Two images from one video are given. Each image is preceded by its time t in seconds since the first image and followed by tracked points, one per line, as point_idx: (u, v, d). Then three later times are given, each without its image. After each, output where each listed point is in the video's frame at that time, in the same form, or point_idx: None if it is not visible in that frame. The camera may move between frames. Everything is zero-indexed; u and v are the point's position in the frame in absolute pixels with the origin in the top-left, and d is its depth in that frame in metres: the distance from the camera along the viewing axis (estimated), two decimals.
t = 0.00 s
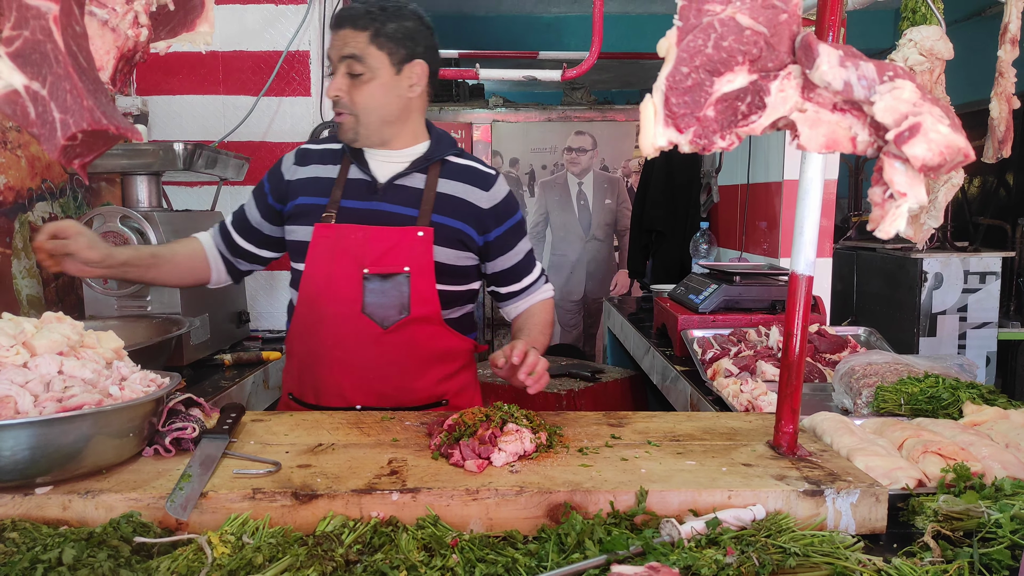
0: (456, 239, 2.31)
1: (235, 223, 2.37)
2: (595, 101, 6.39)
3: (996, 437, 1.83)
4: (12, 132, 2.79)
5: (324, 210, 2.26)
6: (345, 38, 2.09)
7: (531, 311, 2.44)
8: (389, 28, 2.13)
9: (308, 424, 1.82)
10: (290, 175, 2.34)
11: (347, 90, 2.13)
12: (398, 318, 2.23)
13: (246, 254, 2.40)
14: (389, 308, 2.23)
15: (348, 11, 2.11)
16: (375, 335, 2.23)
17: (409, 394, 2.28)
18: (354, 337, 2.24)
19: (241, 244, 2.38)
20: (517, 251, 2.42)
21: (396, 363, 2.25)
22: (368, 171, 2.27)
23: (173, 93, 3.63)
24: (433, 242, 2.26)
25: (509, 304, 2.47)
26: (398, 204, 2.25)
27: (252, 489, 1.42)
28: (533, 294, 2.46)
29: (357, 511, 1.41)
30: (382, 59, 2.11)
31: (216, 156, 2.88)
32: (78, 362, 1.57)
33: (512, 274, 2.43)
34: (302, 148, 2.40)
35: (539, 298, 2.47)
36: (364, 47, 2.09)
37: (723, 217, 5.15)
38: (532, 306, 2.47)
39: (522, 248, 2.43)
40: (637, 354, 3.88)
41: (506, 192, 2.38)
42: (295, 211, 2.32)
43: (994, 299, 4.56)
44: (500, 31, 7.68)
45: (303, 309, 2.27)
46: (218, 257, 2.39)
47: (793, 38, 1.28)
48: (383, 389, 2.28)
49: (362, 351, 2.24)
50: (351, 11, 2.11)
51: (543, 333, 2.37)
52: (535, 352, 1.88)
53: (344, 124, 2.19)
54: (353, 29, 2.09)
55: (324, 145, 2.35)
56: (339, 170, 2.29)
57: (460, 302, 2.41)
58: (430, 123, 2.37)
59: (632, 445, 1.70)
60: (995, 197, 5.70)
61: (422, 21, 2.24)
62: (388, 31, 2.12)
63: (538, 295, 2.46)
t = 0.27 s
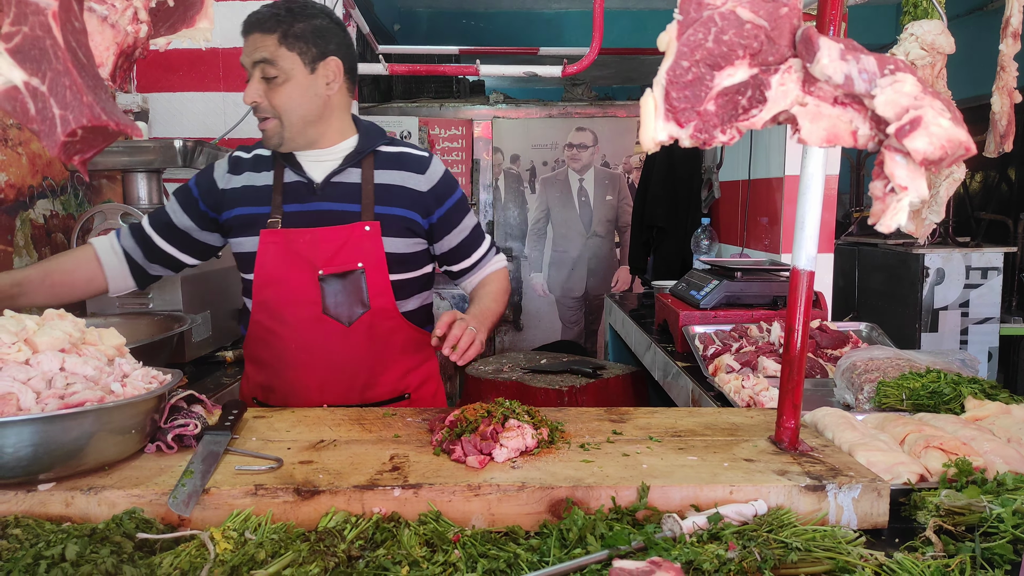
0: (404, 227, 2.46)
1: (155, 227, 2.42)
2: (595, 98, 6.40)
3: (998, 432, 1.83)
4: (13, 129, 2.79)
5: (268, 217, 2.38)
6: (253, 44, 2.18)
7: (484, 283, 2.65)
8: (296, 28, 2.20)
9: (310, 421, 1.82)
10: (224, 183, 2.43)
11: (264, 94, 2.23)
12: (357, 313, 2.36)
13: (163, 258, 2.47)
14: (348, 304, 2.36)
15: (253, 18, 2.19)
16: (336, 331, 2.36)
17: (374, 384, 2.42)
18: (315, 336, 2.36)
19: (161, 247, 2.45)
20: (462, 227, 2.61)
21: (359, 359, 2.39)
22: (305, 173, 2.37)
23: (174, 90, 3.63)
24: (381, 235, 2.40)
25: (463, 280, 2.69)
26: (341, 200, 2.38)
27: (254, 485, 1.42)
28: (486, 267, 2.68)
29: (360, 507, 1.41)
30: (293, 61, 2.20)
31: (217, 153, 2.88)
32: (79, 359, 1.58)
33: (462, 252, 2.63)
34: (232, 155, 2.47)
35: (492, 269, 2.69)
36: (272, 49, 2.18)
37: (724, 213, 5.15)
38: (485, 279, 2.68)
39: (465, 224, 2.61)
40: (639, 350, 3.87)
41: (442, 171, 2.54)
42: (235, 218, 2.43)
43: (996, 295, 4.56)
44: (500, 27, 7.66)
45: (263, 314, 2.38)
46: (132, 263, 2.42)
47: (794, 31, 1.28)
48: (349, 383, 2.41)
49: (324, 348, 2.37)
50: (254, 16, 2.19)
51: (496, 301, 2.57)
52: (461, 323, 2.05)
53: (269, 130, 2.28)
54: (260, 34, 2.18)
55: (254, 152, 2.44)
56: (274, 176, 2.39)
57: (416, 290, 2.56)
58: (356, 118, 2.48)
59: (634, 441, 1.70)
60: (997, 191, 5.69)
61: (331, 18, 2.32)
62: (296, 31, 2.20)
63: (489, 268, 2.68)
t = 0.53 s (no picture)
0: (374, 205, 2.57)
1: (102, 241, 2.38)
2: (596, 96, 6.40)
3: (997, 431, 1.83)
4: (13, 127, 2.80)
5: (236, 224, 2.42)
6: (249, 39, 2.38)
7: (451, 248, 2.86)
8: (276, 24, 2.46)
9: (310, 419, 1.82)
10: (178, 199, 2.43)
11: (258, 86, 2.41)
12: (350, 296, 2.47)
13: (107, 274, 2.43)
14: (338, 290, 2.45)
15: (235, 14, 2.37)
16: (332, 318, 2.45)
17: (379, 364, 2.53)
18: (312, 327, 2.44)
19: (106, 263, 2.40)
20: (423, 197, 2.76)
21: (357, 342, 2.49)
22: (263, 175, 2.44)
23: (174, 87, 3.62)
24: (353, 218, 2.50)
25: (431, 246, 2.87)
26: (306, 193, 2.47)
27: (254, 483, 1.42)
28: (450, 231, 2.86)
29: (359, 505, 1.41)
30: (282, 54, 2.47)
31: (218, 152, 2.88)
32: (79, 357, 1.58)
33: (426, 221, 2.80)
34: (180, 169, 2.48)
35: (455, 233, 2.88)
36: (264, 42, 2.41)
37: (724, 211, 5.14)
38: (451, 243, 2.88)
39: (424, 192, 2.76)
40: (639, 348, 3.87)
41: (394, 145, 2.67)
42: (198, 231, 2.45)
43: (997, 293, 4.57)
44: (501, 25, 7.65)
45: (256, 317, 2.42)
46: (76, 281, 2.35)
47: (794, 30, 1.28)
48: (354, 367, 2.50)
49: (324, 338, 2.45)
50: (238, 13, 2.37)
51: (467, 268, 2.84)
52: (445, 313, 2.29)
53: (261, 121, 2.41)
54: (251, 27, 2.39)
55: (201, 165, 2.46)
56: (231, 185, 2.43)
57: (394, 269, 2.66)
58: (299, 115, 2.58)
59: (634, 439, 1.70)
60: (998, 190, 5.68)
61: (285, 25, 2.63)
62: (277, 28, 2.46)
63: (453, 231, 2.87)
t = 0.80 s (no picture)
0: (365, 205, 2.62)
1: (84, 253, 2.38)
2: (595, 100, 6.41)
3: (996, 435, 1.83)
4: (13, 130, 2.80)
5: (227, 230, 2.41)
6: (265, 45, 2.40)
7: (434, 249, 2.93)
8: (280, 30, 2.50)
9: (309, 422, 1.82)
10: (163, 208, 2.42)
11: (268, 93, 2.44)
12: (349, 297, 2.49)
13: (90, 286, 2.43)
14: (337, 292, 2.47)
15: (251, 19, 2.37)
16: (334, 320, 2.47)
17: (381, 361, 2.57)
18: (313, 330, 2.45)
19: (88, 275, 2.40)
20: (407, 199, 2.83)
21: (360, 341, 2.51)
22: (251, 178, 2.44)
23: (174, 91, 3.63)
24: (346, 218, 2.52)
25: (415, 248, 2.93)
26: (296, 196, 2.49)
27: (253, 487, 1.42)
28: (432, 234, 2.93)
29: (358, 509, 1.42)
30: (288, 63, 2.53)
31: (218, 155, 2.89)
32: (78, 360, 1.58)
33: (410, 222, 2.87)
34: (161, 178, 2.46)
35: (438, 235, 2.95)
36: (276, 48, 2.45)
37: (724, 214, 5.15)
38: (433, 245, 2.94)
39: (408, 193, 2.84)
40: (638, 352, 3.88)
41: (378, 148, 2.74)
42: (186, 239, 2.44)
43: (996, 297, 4.57)
44: (500, 29, 7.67)
45: (256, 324, 2.42)
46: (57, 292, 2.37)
47: (790, 36, 1.29)
48: (357, 367, 2.53)
49: (326, 339, 2.47)
50: (254, 17, 2.38)
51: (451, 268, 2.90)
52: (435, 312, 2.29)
53: (268, 124, 2.44)
54: (266, 35, 2.42)
55: (184, 172, 2.44)
56: (219, 190, 2.42)
57: (384, 268, 2.72)
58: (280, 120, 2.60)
59: (632, 443, 1.70)
60: (997, 193, 5.69)
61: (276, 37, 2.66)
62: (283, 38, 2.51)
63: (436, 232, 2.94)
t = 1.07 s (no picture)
0: (366, 202, 2.61)
1: (83, 245, 2.37)
2: (595, 96, 6.41)
3: (994, 430, 1.83)
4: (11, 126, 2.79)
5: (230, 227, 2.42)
6: (282, 40, 2.46)
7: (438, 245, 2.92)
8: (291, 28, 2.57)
9: (308, 418, 1.82)
10: (164, 203, 2.43)
11: (283, 87, 2.49)
12: (351, 295, 2.49)
13: (88, 279, 2.42)
14: (338, 290, 2.47)
15: (269, 13, 2.43)
16: (335, 319, 2.47)
17: (383, 360, 2.57)
18: (315, 328, 2.45)
19: (86, 268, 2.40)
20: (411, 194, 2.80)
21: (361, 339, 2.52)
22: (253, 175, 2.44)
23: (173, 87, 3.63)
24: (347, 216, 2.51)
25: (419, 243, 2.92)
26: (297, 193, 2.48)
27: (252, 482, 1.42)
28: (437, 228, 2.92)
29: (357, 504, 1.42)
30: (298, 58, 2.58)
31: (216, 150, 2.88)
32: (77, 356, 1.58)
33: (414, 218, 2.85)
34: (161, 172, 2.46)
35: (443, 229, 2.94)
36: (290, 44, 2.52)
37: (723, 211, 5.15)
38: (437, 240, 2.93)
39: (412, 189, 2.81)
40: (637, 349, 3.88)
41: (380, 143, 2.71)
42: (189, 235, 2.44)
43: (995, 293, 4.57)
44: (500, 25, 7.66)
45: (258, 322, 2.42)
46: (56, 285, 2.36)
47: (790, 31, 1.29)
48: (359, 365, 2.53)
49: (328, 338, 2.47)
50: (272, 12, 2.44)
51: (453, 266, 2.89)
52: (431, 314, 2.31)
53: (281, 118, 2.48)
54: (281, 30, 2.47)
55: (185, 167, 2.45)
56: (220, 186, 2.42)
57: (386, 265, 2.72)
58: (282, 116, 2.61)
59: (631, 438, 1.70)
60: (996, 190, 5.69)
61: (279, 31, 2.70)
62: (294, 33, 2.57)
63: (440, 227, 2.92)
